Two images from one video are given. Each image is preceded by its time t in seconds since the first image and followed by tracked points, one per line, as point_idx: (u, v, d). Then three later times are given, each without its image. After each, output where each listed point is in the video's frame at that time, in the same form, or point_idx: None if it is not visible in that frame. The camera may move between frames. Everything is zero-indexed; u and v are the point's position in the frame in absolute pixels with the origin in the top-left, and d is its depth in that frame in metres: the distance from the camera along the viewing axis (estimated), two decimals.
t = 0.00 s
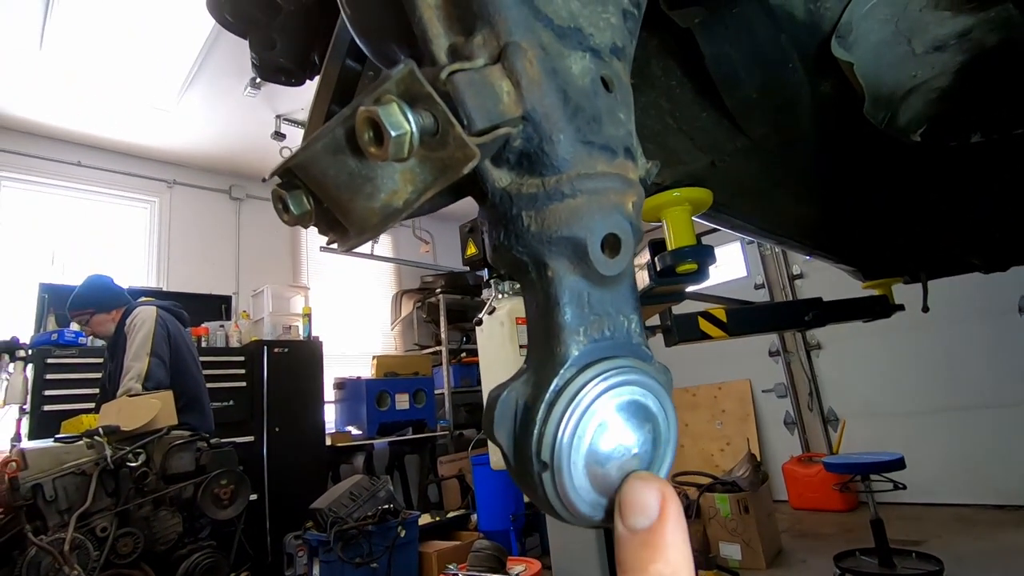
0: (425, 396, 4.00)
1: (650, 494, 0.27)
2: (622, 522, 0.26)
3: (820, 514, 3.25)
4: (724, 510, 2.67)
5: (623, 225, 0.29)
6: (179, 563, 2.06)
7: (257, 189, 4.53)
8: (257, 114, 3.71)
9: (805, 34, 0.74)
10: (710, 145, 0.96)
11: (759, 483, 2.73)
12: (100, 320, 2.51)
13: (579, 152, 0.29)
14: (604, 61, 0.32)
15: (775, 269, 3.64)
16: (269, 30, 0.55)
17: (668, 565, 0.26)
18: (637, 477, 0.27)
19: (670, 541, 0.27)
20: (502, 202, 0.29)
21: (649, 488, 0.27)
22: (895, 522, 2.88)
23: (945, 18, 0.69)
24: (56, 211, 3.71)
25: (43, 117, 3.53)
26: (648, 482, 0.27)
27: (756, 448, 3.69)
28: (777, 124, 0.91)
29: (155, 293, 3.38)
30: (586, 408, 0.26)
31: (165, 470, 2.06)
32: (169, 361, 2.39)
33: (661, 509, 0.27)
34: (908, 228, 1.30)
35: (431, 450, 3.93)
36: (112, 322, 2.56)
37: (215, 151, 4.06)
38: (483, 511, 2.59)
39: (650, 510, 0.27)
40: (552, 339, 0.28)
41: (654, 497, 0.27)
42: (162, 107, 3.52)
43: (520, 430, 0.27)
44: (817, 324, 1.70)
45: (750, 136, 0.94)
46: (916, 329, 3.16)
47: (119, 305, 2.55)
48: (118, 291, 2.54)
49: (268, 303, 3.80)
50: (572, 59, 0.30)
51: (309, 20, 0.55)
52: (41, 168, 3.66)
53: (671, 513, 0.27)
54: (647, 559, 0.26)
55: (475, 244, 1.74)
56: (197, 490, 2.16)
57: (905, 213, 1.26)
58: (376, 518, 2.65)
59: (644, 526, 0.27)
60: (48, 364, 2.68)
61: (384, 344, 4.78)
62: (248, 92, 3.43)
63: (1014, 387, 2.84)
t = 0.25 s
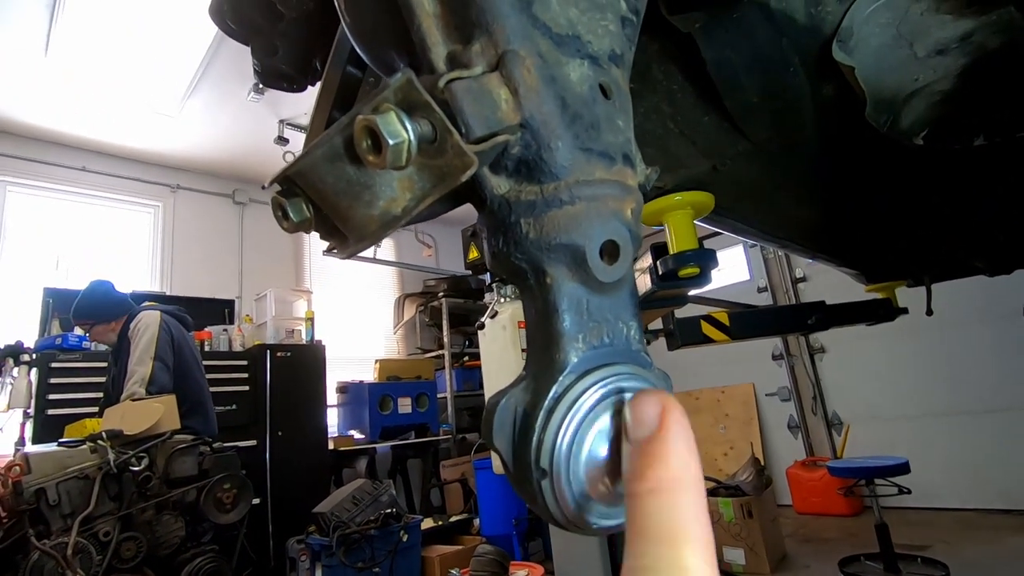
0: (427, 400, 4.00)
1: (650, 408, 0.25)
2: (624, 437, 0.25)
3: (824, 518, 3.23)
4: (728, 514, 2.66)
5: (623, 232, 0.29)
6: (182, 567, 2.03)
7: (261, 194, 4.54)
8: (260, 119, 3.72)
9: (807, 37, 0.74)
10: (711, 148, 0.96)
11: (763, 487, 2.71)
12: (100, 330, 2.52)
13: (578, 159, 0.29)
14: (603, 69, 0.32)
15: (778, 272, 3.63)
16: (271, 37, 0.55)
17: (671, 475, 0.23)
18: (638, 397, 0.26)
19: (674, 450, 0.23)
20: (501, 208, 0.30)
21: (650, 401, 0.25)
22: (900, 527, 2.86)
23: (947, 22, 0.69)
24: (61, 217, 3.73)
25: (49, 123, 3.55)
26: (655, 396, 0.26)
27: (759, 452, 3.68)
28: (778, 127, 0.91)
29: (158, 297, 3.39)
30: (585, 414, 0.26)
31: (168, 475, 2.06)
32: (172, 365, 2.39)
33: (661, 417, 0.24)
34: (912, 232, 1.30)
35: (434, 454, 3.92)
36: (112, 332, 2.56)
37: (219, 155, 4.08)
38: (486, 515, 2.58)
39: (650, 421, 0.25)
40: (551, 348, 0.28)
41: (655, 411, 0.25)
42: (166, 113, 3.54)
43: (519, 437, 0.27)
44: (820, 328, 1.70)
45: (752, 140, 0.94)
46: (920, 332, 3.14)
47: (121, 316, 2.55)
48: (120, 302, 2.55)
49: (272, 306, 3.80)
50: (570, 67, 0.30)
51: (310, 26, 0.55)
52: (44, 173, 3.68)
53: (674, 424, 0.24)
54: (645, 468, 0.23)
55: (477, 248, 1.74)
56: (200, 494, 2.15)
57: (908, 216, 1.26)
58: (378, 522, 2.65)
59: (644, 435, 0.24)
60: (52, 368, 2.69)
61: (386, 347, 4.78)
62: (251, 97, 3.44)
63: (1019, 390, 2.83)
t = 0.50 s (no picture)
0: (430, 404, 4.00)
1: (641, 230, 0.28)
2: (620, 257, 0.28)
3: (828, 523, 3.22)
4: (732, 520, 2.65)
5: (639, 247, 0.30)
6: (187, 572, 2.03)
7: (265, 199, 4.56)
8: (264, 124, 3.74)
9: (811, 45, 0.74)
10: (716, 155, 0.97)
11: (767, 492, 2.67)
12: (103, 336, 2.55)
13: (596, 174, 0.30)
14: (619, 86, 0.32)
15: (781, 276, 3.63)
16: (283, 48, 0.56)
17: (665, 281, 0.27)
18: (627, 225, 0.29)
19: (666, 260, 0.27)
20: (520, 222, 0.30)
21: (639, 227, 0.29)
22: (905, 532, 2.85)
23: (951, 30, 0.69)
24: (67, 221, 3.75)
25: (55, 128, 3.57)
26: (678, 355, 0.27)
27: (763, 457, 3.67)
28: (783, 134, 0.91)
29: (163, 302, 3.40)
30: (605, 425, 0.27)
31: (173, 479, 2.07)
32: (177, 370, 2.40)
33: (651, 236, 0.28)
34: (916, 238, 1.30)
35: (437, 458, 3.92)
36: (116, 337, 2.58)
37: (223, 160, 4.10)
38: (489, 520, 2.58)
39: (642, 243, 0.28)
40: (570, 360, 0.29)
41: (645, 232, 0.28)
42: (171, 118, 3.56)
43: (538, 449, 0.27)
44: (824, 333, 1.70)
45: (757, 146, 0.95)
46: (924, 337, 3.14)
47: (125, 321, 2.57)
48: (125, 308, 2.55)
49: (275, 310, 3.84)
50: (587, 86, 0.31)
51: (323, 37, 0.55)
52: (51, 179, 3.71)
53: (663, 241, 0.28)
54: (644, 284, 0.27)
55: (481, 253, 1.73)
56: (205, 499, 2.16)
57: (913, 221, 1.26)
58: (382, 527, 2.65)
59: (638, 253, 0.28)
60: (57, 372, 2.70)
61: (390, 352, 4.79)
62: (255, 102, 3.46)
63: None
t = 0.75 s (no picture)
0: (432, 408, 4.00)
1: (655, 376, 0.28)
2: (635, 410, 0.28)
3: (832, 529, 3.21)
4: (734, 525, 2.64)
5: (639, 256, 0.30)
6: None
7: (268, 203, 4.58)
8: (267, 129, 3.75)
9: (812, 51, 0.75)
10: (717, 160, 0.97)
11: (769, 497, 2.68)
12: (108, 338, 2.54)
13: (596, 183, 0.30)
14: (619, 94, 0.33)
15: (783, 280, 3.63)
16: (285, 56, 0.57)
17: (684, 441, 0.27)
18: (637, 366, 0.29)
19: (682, 418, 0.27)
20: (520, 231, 0.30)
21: (653, 371, 0.28)
22: (908, 538, 2.84)
23: (952, 35, 0.69)
24: (70, 225, 3.76)
25: (60, 133, 3.59)
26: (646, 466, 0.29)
27: (765, 461, 3.66)
28: (784, 138, 0.91)
29: (165, 306, 3.41)
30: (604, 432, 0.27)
31: (174, 483, 2.07)
32: (179, 374, 2.41)
33: (666, 387, 0.28)
34: (919, 242, 1.29)
35: (439, 462, 3.92)
36: (120, 340, 2.57)
37: (226, 164, 4.11)
38: (490, 524, 2.57)
39: (657, 393, 0.28)
40: (570, 366, 0.29)
41: (659, 379, 0.28)
42: (174, 123, 3.58)
43: (538, 456, 0.28)
44: (826, 337, 1.69)
45: (759, 151, 0.95)
46: (927, 341, 3.13)
47: (129, 323, 2.58)
48: (128, 310, 2.57)
49: (276, 315, 3.86)
50: (587, 95, 0.31)
51: (325, 44, 0.56)
52: (55, 183, 3.72)
53: (677, 394, 0.28)
54: (662, 440, 0.27)
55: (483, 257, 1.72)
56: (206, 503, 2.15)
57: (916, 224, 1.26)
58: (383, 531, 2.64)
59: (654, 407, 0.28)
60: (59, 376, 2.70)
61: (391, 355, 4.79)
62: (258, 107, 3.47)
63: None
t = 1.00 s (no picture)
0: (433, 411, 3.99)
1: (659, 393, 0.29)
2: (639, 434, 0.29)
3: (834, 533, 3.19)
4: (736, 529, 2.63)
5: (636, 262, 0.30)
6: None
7: (269, 207, 4.59)
8: (269, 132, 3.76)
9: (811, 55, 0.75)
10: (718, 164, 0.97)
11: (772, 501, 2.69)
12: (112, 340, 2.55)
13: (593, 190, 0.30)
14: (616, 101, 0.33)
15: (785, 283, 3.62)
16: (286, 62, 0.57)
17: (689, 455, 0.28)
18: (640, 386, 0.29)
19: (686, 430, 0.28)
20: (517, 238, 0.30)
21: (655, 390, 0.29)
22: (911, 542, 2.83)
23: (951, 39, 0.69)
24: (73, 229, 3.78)
25: (62, 137, 3.61)
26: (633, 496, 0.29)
27: (767, 465, 3.65)
28: (785, 143, 0.91)
29: (167, 309, 3.41)
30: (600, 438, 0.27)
31: (176, 486, 2.07)
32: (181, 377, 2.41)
33: (668, 404, 0.28)
34: (920, 244, 1.29)
35: (440, 465, 3.91)
36: (124, 342, 2.60)
37: (227, 168, 4.12)
38: (491, 528, 2.57)
39: (659, 408, 0.29)
40: (567, 372, 0.29)
41: (663, 396, 0.29)
42: (176, 126, 3.59)
43: (535, 463, 0.27)
44: (828, 341, 1.69)
45: (759, 155, 0.95)
46: (929, 345, 3.12)
47: (130, 325, 2.59)
48: (127, 313, 2.57)
49: (278, 319, 3.85)
50: (584, 101, 0.31)
51: (326, 49, 0.56)
52: (58, 187, 3.73)
53: (679, 408, 0.29)
54: (668, 455, 0.28)
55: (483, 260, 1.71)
56: (207, 507, 2.15)
57: (917, 227, 1.25)
58: (384, 535, 2.64)
59: (657, 425, 0.28)
60: (61, 380, 2.71)
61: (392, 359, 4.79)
62: (260, 110, 3.48)
63: None
